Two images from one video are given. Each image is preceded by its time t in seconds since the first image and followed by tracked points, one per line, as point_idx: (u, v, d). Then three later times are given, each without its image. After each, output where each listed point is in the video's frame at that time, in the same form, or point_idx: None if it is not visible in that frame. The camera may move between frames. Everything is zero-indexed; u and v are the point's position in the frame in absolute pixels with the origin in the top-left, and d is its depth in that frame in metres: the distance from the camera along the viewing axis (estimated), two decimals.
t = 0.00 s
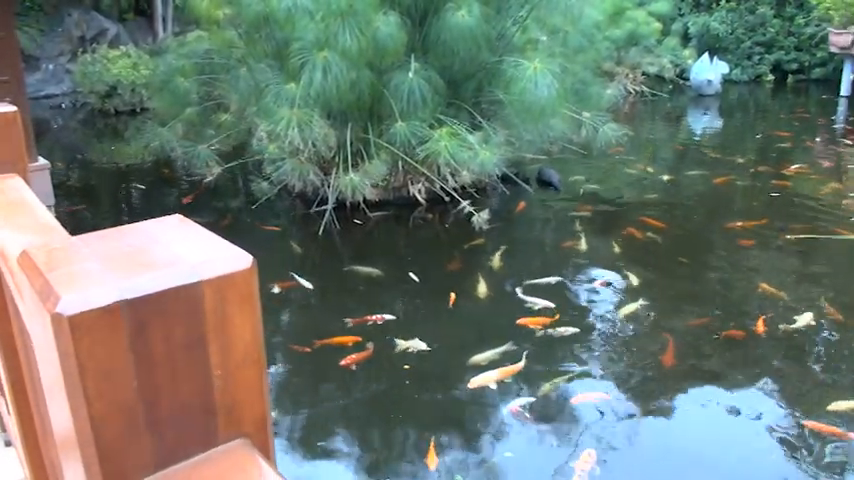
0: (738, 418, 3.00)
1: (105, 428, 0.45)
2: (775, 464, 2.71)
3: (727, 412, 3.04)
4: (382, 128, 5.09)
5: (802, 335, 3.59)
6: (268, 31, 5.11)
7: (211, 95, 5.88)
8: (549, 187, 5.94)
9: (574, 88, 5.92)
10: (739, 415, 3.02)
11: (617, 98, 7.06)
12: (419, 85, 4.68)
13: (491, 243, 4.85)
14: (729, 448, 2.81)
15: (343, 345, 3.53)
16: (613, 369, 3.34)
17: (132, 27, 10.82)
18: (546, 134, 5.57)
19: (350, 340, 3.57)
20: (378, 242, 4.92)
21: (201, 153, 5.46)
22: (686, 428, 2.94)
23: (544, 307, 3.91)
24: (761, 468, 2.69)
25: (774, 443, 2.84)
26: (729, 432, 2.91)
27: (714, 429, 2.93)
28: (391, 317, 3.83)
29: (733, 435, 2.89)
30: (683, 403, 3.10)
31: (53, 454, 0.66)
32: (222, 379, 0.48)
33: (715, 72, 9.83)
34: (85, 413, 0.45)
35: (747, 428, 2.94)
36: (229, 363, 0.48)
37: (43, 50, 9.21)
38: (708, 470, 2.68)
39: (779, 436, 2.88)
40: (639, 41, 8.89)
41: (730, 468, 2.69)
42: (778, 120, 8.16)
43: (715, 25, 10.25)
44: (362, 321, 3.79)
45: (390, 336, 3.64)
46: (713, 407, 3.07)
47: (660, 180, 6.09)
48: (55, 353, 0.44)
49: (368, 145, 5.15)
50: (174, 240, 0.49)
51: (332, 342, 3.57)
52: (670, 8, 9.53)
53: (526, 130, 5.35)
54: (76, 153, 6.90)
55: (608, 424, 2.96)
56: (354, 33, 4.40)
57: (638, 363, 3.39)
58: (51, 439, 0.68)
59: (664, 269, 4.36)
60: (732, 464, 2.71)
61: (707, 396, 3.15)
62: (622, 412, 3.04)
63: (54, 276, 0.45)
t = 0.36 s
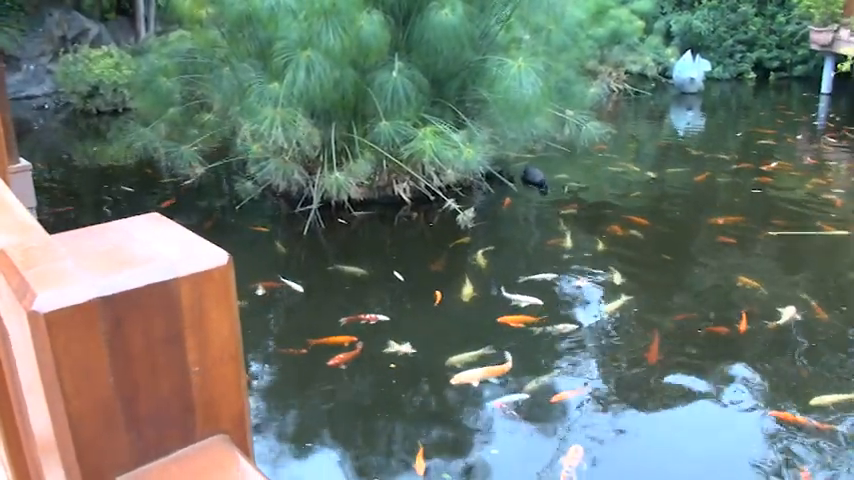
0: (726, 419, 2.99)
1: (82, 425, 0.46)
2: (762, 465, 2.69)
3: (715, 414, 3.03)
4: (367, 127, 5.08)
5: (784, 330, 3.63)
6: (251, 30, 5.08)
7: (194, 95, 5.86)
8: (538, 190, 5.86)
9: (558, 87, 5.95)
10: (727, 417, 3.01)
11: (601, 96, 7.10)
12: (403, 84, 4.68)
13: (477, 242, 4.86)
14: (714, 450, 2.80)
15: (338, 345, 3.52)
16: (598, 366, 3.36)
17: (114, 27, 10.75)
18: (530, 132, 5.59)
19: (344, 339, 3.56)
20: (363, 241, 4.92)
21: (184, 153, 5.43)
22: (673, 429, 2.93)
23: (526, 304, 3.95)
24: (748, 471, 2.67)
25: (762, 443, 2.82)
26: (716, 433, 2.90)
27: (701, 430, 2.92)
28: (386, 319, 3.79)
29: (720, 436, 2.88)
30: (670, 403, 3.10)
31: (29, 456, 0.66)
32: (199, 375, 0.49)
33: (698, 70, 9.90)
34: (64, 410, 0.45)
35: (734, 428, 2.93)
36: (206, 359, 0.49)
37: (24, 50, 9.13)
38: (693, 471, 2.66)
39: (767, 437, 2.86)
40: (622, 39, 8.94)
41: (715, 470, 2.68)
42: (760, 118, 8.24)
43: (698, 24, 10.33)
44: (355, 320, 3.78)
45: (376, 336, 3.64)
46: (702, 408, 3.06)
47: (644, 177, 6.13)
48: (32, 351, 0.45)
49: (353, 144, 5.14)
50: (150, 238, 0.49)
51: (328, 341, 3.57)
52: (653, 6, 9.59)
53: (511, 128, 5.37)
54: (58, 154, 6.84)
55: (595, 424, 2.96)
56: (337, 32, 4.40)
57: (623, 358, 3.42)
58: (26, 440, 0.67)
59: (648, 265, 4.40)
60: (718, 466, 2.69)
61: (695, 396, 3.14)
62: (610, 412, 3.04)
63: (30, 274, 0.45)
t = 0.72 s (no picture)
0: (710, 417, 3.01)
1: (58, 424, 0.46)
2: (745, 463, 2.70)
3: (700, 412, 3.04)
4: (351, 127, 5.07)
5: (765, 326, 3.67)
6: (234, 30, 5.06)
7: (176, 95, 5.82)
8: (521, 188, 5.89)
9: (542, 86, 5.97)
10: (713, 414, 3.02)
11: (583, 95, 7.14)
12: (386, 84, 4.68)
13: (461, 241, 4.87)
14: (699, 448, 2.81)
15: (328, 345, 3.52)
16: (582, 364, 3.38)
17: (94, 27, 10.67)
18: (514, 132, 5.60)
19: (334, 340, 3.55)
20: (347, 242, 4.92)
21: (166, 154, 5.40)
22: (658, 428, 2.94)
23: (506, 301, 3.98)
24: (732, 470, 2.68)
25: (746, 441, 2.84)
26: (701, 432, 2.91)
27: (686, 429, 2.94)
28: (377, 322, 3.76)
29: (705, 435, 2.90)
30: (656, 402, 3.12)
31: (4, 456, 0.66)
32: (176, 373, 0.49)
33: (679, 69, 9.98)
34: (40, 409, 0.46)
35: (719, 427, 2.94)
36: (183, 357, 0.49)
37: (4, 51, 9.04)
38: (678, 471, 2.67)
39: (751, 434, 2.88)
40: (605, 38, 8.98)
41: (700, 470, 2.69)
42: (741, 116, 8.31)
43: (679, 23, 10.40)
44: (349, 321, 3.77)
45: (361, 336, 3.64)
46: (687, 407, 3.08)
47: (627, 176, 6.16)
48: (8, 351, 0.45)
49: (336, 144, 5.13)
50: (126, 238, 0.50)
51: (322, 342, 3.56)
52: (635, 6, 9.66)
53: (494, 127, 5.39)
54: (39, 155, 6.78)
55: (581, 423, 2.97)
56: (320, 32, 4.40)
57: (606, 356, 3.44)
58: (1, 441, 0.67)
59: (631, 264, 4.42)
60: (702, 465, 2.71)
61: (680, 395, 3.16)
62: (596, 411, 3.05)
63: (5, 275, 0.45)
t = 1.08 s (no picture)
0: (692, 412, 3.02)
1: (34, 424, 0.48)
2: (729, 460, 2.72)
3: (682, 407, 3.06)
4: (332, 126, 5.05)
5: (746, 320, 3.71)
6: (214, 29, 5.04)
7: (157, 96, 5.78)
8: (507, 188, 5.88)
9: (524, 85, 5.99)
10: (694, 409, 3.04)
11: (565, 94, 7.17)
12: (368, 82, 4.68)
13: (444, 239, 4.88)
14: (681, 444, 2.83)
15: (319, 343, 3.52)
16: (565, 361, 3.41)
17: (73, 27, 10.57)
18: (495, 130, 5.61)
19: (326, 339, 3.55)
20: (330, 241, 4.91)
21: (147, 154, 5.37)
22: (640, 425, 2.96)
23: (490, 300, 3.98)
24: (714, 465, 2.69)
25: (727, 434, 2.85)
26: (682, 427, 2.93)
27: (670, 424, 2.95)
28: (366, 325, 3.73)
29: (687, 430, 2.91)
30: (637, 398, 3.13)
31: None
32: (150, 372, 0.52)
33: (660, 66, 10.04)
34: (17, 408, 0.48)
35: (702, 422, 2.96)
36: (158, 356, 0.52)
37: None
38: (661, 469, 2.68)
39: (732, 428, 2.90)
40: (586, 37, 9.03)
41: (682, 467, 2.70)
42: (721, 113, 8.39)
43: (659, 21, 10.47)
44: (340, 321, 3.77)
45: (344, 336, 3.63)
46: (669, 402, 3.10)
47: (609, 173, 6.21)
48: None
49: (318, 143, 5.12)
50: (99, 239, 0.52)
51: (314, 342, 3.54)
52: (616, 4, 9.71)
53: (476, 126, 5.40)
54: (17, 157, 6.71)
55: (563, 421, 2.98)
56: (301, 31, 4.42)
57: (588, 353, 3.46)
58: None
59: (613, 260, 4.46)
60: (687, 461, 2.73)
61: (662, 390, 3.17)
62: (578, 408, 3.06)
63: None
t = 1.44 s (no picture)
0: (676, 407, 3.04)
1: (8, 424, 0.49)
2: (711, 454, 2.74)
3: (663, 404, 3.07)
4: (314, 124, 5.04)
5: (726, 315, 3.75)
6: (194, 28, 5.01)
7: (136, 95, 5.73)
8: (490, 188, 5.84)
9: (505, 82, 6.00)
10: (676, 405, 3.05)
11: (546, 91, 7.20)
12: (350, 81, 4.67)
13: (427, 237, 4.89)
14: (662, 439, 2.84)
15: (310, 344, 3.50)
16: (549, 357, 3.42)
17: (51, 26, 10.46)
18: (477, 128, 5.63)
19: (316, 340, 3.52)
20: (313, 240, 4.90)
21: (127, 154, 5.33)
22: (625, 420, 2.97)
23: (476, 297, 4.00)
24: (696, 460, 2.71)
25: (711, 429, 2.87)
26: (664, 423, 2.94)
27: (654, 419, 2.97)
28: (355, 326, 3.71)
29: (668, 425, 2.92)
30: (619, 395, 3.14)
31: None
32: (125, 370, 0.53)
33: (641, 64, 10.11)
34: None
35: (685, 416, 2.97)
36: (132, 354, 0.53)
37: None
38: (643, 464, 2.70)
39: (713, 423, 2.91)
40: (567, 34, 9.06)
41: (662, 462, 2.72)
42: (701, 110, 8.46)
43: (640, 19, 10.53)
44: (330, 321, 3.76)
45: (328, 335, 3.63)
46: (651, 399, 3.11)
47: (590, 170, 6.24)
48: None
49: (300, 142, 5.10)
50: (73, 237, 0.53)
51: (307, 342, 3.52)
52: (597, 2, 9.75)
53: (458, 124, 5.41)
54: None
55: (548, 417, 2.99)
56: (282, 29, 4.41)
57: (571, 349, 3.48)
58: None
59: (595, 257, 4.48)
60: (669, 456, 2.75)
61: (644, 386, 3.18)
62: (562, 405, 3.07)
63: None
